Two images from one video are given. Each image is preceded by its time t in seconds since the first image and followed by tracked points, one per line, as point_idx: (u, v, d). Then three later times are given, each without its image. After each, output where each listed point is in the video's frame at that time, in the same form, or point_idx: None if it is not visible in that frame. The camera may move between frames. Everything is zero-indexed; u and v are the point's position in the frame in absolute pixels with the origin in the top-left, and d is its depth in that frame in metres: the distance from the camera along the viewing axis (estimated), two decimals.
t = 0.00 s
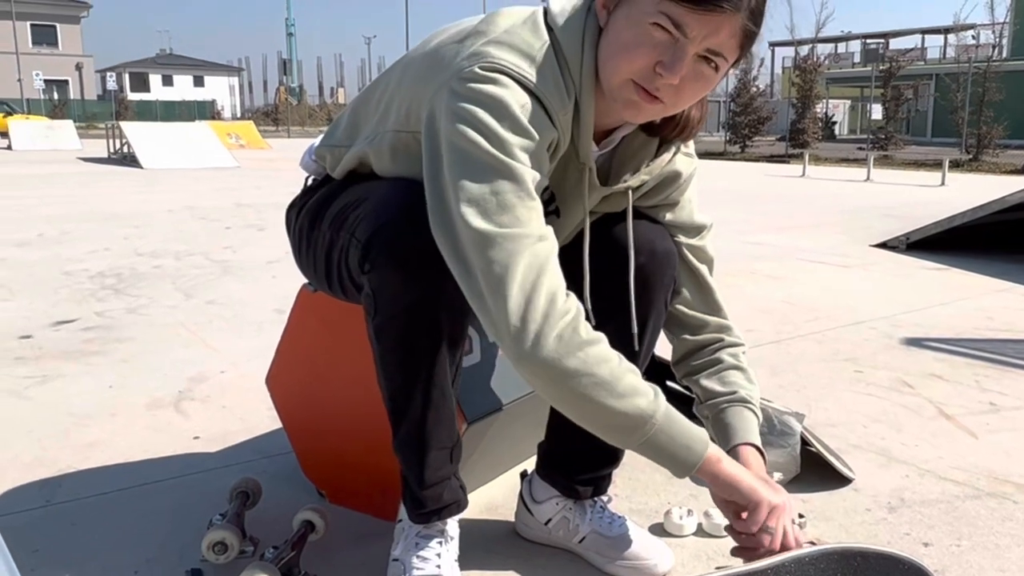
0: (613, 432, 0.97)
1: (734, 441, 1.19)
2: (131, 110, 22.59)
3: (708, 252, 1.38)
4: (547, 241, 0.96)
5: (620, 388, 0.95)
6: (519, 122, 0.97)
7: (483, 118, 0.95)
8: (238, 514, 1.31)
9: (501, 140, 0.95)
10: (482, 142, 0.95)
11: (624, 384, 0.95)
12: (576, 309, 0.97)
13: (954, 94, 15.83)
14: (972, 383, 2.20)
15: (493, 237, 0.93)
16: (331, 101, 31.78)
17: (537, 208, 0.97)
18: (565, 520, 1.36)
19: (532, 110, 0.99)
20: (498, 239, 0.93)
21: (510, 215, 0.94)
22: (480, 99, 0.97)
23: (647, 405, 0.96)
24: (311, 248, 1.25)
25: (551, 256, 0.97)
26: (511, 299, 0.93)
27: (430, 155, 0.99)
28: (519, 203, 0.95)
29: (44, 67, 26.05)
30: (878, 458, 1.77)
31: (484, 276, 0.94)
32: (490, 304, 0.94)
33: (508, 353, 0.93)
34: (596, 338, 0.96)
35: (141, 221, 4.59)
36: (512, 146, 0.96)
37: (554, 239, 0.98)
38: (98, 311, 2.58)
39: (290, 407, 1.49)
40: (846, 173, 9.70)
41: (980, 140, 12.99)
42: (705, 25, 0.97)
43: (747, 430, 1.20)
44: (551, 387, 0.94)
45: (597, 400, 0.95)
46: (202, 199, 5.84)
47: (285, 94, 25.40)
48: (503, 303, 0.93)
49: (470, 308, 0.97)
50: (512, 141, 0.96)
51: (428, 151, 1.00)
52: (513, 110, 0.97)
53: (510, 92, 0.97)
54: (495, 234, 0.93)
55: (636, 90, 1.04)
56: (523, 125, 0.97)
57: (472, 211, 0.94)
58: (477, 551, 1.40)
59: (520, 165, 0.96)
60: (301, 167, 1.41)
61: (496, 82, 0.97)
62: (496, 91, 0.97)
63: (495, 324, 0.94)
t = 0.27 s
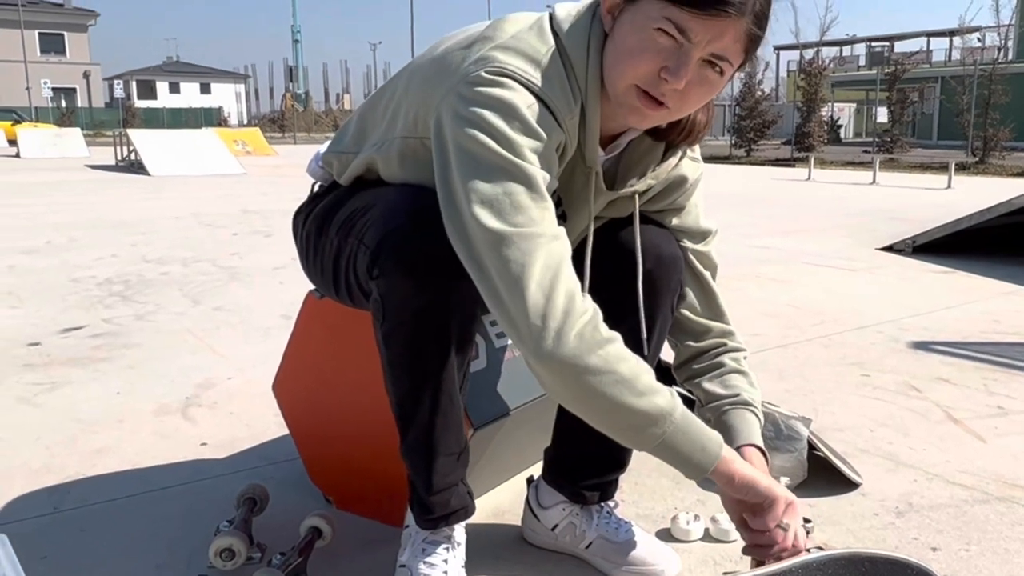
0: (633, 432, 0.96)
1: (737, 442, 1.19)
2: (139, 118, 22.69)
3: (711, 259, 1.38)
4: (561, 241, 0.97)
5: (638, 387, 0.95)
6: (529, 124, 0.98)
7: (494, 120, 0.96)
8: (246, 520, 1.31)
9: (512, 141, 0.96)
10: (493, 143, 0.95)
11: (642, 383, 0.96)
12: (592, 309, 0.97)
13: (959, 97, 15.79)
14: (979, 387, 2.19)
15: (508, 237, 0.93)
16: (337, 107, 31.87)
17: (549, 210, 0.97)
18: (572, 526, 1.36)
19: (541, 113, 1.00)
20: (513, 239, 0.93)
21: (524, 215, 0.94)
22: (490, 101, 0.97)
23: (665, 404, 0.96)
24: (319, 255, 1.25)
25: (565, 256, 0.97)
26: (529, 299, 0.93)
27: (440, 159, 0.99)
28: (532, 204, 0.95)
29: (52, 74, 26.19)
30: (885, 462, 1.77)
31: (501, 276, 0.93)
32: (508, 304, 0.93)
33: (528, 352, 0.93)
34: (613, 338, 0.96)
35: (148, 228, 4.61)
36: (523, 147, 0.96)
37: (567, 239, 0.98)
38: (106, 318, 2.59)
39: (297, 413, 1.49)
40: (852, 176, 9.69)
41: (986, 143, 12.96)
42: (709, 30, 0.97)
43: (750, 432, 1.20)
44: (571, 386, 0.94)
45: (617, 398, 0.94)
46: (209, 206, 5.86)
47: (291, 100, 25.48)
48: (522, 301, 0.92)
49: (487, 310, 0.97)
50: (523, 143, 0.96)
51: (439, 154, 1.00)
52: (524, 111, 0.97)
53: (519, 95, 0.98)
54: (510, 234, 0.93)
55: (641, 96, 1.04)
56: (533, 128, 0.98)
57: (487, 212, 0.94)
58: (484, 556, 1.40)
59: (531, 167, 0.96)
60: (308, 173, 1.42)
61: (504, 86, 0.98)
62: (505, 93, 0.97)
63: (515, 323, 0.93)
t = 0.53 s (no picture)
0: (637, 434, 0.97)
1: (746, 445, 1.19)
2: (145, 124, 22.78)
3: (719, 261, 1.38)
4: (565, 244, 0.97)
5: (642, 390, 0.95)
6: (533, 128, 0.98)
7: (498, 125, 0.96)
8: (254, 524, 1.31)
9: (517, 145, 0.96)
10: (497, 148, 0.95)
11: (646, 385, 0.96)
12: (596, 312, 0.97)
13: (965, 98, 15.75)
14: (987, 389, 2.18)
15: (511, 241, 0.93)
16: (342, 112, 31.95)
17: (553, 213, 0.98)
18: (579, 529, 1.36)
19: (546, 117, 1.00)
20: (516, 243, 0.93)
21: (528, 219, 0.95)
22: (494, 106, 0.98)
23: (669, 406, 0.96)
24: (326, 259, 1.26)
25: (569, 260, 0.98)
26: (532, 302, 0.93)
27: (445, 162, 1.00)
28: (535, 209, 0.95)
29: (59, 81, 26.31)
30: (893, 464, 1.76)
31: (503, 281, 0.94)
32: (510, 308, 0.94)
33: (529, 356, 0.94)
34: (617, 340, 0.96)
35: (155, 233, 4.63)
36: (527, 151, 0.97)
37: (570, 243, 0.98)
38: (114, 323, 2.60)
39: (305, 417, 1.50)
40: (858, 178, 9.67)
41: (992, 144, 12.93)
42: (714, 35, 0.97)
43: (759, 435, 1.20)
44: (575, 389, 0.95)
45: (620, 401, 0.95)
46: (216, 211, 5.88)
47: (297, 106, 25.55)
48: (523, 306, 0.93)
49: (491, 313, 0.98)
50: (527, 148, 0.97)
51: (444, 159, 1.00)
52: (528, 116, 0.98)
53: (524, 99, 0.98)
54: (513, 238, 0.93)
55: (646, 101, 1.04)
56: (538, 132, 0.98)
57: (490, 216, 0.94)
58: (491, 560, 1.40)
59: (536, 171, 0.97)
60: (314, 177, 1.42)
61: (509, 90, 0.98)
62: (509, 98, 0.98)
63: (516, 327, 0.94)
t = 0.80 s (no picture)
0: (640, 445, 0.97)
1: (755, 453, 1.19)
2: (152, 129, 22.87)
3: (726, 265, 1.39)
4: (570, 255, 0.97)
5: (647, 401, 0.95)
6: (537, 139, 0.99)
7: (503, 137, 0.97)
8: (266, 529, 1.32)
9: (521, 157, 0.97)
10: (501, 160, 0.96)
11: (650, 395, 0.96)
12: (601, 323, 0.97)
13: (971, 99, 15.72)
14: (995, 392, 2.18)
15: (514, 252, 0.94)
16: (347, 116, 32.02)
17: (559, 224, 0.98)
18: (588, 533, 1.37)
19: (551, 128, 1.01)
20: (520, 255, 0.94)
21: (531, 231, 0.95)
22: (500, 119, 0.98)
23: (674, 417, 0.96)
24: (336, 266, 1.27)
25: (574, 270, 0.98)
26: (533, 313, 0.94)
27: (452, 173, 1.01)
28: (540, 220, 0.96)
29: (66, 86, 26.42)
30: (901, 467, 1.76)
31: (505, 292, 0.95)
32: (513, 318, 0.95)
33: (531, 366, 0.94)
34: (622, 351, 0.97)
35: (163, 239, 4.65)
36: (532, 163, 0.97)
37: (575, 252, 0.98)
38: (123, 328, 2.61)
39: (314, 423, 1.50)
40: (864, 180, 9.66)
41: (999, 145, 12.90)
42: (722, 56, 0.98)
43: (768, 442, 1.20)
44: (578, 399, 0.95)
45: (622, 412, 0.95)
46: (224, 216, 5.91)
47: (302, 110, 25.61)
48: (525, 317, 0.94)
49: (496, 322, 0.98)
50: (532, 159, 0.97)
51: (450, 169, 1.01)
52: (532, 128, 0.99)
53: (529, 111, 0.99)
54: (516, 250, 0.94)
55: (653, 120, 1.05)
56: (543, 143, 0.99)
57: (494, 228, 0.95)
58: (500, 564, 1.41)
59: (541, 183, 0.97)
60: (323, 185, 1.43)
61: (514, 102, 0.99)
62: (514, 110, 0.98)
63: (519, 337, 0.95)
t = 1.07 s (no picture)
0: (627, 460, 0.96)
1: (764, 459, 1.20)
2: (158, 133, 22.94)
3: (735, 264, 1.39)
4: (568, 266, 0.97)
5: (635, 417, 0.95)
6: (538, 149, 0.98)
7: (505, 145, 0.97)
8: (275, 530, 1.32)
9: (521, 166, 0.97)
10: (502, 169, 0.96)
11: (639, 412, 0.95)
12: (595, 336, 0.97)
13: (976, 99, 15.69)
14: (1003, 392, 2.18)
15: (508, 261, 0.94)
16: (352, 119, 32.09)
17: (559, 234, 0.98)
18: (597, 533, 1.37)
19: (554, 137, 1.01)
20: (516, 264, 0.94)
21: (529, 241, 0.95)
22: (503, 127, 0.99)
23: (662, 435, 0.95)
24: (343, 268, 1.27)
25: (571, 282, 0.98)
26: (525, 322, 0.94)
27: (455, 178, 1.01)
28: (538, 230, 0.96)
29: (73, 90, 26.52)
30: (910, 468, 1.76)
31: (498, 302, 0.95)
32: (505, 327, 0.95)
33: (521, 376, 0.95)
34: (614, 365, 0.96)
35: (171, 241, 4.66)
36: (534, 173, 0.97)
37: (574, 264, 0.98)
38: (132, 331, 2.62)
39: (322, 428, 1.51)
40: (871, 181, 9.64)
41: (1005, 145, 12.86)
42: (743, 81, 0.98)
43: (778, 448, 1.21)
44: (565, 409, 0.95)
45: (609, 426, 0.94)
46: (231, 218, 5.92)
47: (308, 113, 25.66)
48: (515, 327, 0.94)
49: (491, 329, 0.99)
50: (533, 168, 0.97)
51: (452, 175, 1.02)
52: (534, 137, 0.98)
53: (531, 120, 0.99)
54: (512, 258, 0.94)
55: (677, 139, 1.06)
56: (544, 153, 0.99)
57: (491, 237, 0.95)
58: (509, 565, 1.41)
59: (541, 192, 0.97)
60: (331, 188, 1.44)
61: (519, 111, 0.99)
62: (515, 120, 0.99)
63: (508, 347, 0.95)
